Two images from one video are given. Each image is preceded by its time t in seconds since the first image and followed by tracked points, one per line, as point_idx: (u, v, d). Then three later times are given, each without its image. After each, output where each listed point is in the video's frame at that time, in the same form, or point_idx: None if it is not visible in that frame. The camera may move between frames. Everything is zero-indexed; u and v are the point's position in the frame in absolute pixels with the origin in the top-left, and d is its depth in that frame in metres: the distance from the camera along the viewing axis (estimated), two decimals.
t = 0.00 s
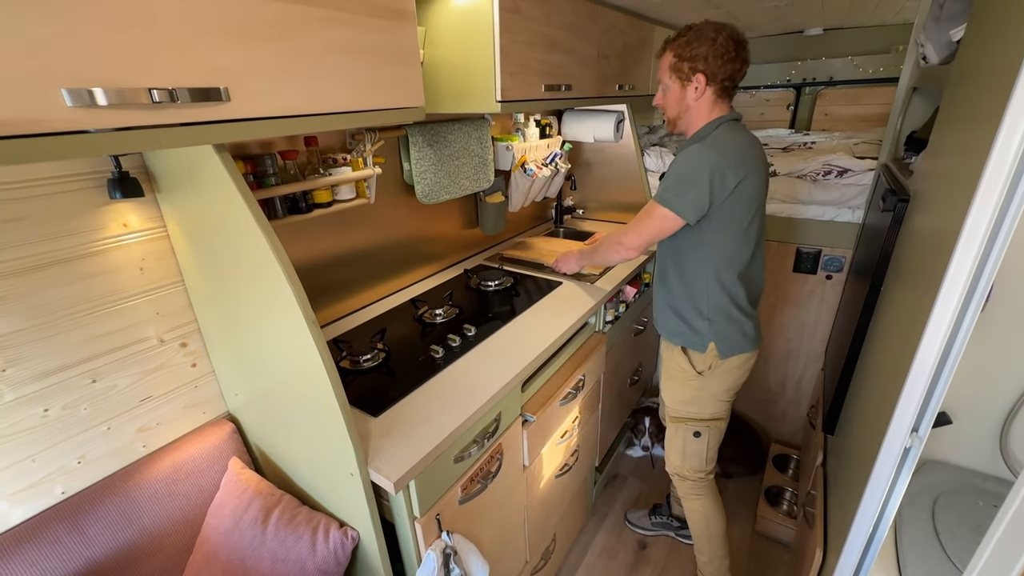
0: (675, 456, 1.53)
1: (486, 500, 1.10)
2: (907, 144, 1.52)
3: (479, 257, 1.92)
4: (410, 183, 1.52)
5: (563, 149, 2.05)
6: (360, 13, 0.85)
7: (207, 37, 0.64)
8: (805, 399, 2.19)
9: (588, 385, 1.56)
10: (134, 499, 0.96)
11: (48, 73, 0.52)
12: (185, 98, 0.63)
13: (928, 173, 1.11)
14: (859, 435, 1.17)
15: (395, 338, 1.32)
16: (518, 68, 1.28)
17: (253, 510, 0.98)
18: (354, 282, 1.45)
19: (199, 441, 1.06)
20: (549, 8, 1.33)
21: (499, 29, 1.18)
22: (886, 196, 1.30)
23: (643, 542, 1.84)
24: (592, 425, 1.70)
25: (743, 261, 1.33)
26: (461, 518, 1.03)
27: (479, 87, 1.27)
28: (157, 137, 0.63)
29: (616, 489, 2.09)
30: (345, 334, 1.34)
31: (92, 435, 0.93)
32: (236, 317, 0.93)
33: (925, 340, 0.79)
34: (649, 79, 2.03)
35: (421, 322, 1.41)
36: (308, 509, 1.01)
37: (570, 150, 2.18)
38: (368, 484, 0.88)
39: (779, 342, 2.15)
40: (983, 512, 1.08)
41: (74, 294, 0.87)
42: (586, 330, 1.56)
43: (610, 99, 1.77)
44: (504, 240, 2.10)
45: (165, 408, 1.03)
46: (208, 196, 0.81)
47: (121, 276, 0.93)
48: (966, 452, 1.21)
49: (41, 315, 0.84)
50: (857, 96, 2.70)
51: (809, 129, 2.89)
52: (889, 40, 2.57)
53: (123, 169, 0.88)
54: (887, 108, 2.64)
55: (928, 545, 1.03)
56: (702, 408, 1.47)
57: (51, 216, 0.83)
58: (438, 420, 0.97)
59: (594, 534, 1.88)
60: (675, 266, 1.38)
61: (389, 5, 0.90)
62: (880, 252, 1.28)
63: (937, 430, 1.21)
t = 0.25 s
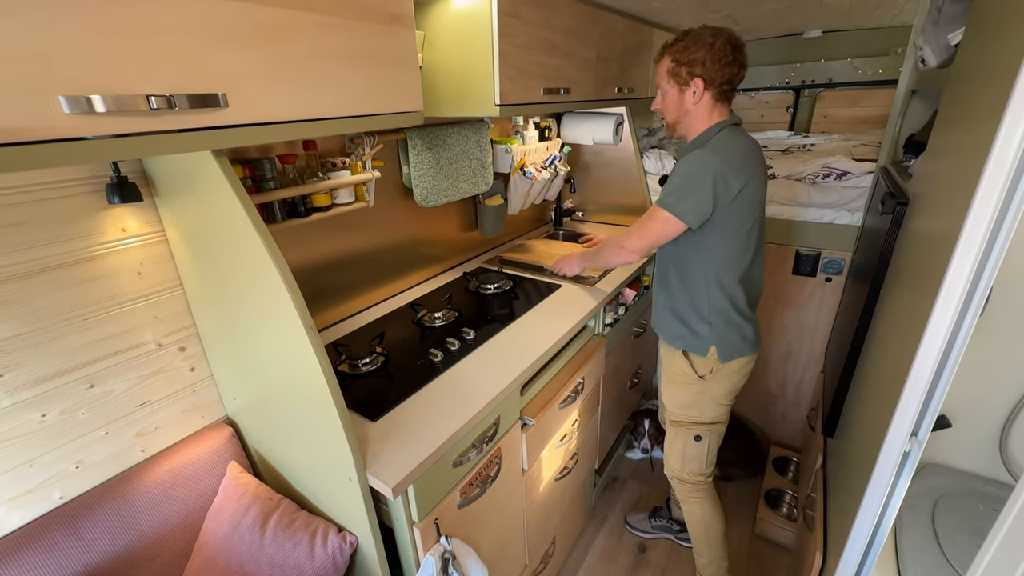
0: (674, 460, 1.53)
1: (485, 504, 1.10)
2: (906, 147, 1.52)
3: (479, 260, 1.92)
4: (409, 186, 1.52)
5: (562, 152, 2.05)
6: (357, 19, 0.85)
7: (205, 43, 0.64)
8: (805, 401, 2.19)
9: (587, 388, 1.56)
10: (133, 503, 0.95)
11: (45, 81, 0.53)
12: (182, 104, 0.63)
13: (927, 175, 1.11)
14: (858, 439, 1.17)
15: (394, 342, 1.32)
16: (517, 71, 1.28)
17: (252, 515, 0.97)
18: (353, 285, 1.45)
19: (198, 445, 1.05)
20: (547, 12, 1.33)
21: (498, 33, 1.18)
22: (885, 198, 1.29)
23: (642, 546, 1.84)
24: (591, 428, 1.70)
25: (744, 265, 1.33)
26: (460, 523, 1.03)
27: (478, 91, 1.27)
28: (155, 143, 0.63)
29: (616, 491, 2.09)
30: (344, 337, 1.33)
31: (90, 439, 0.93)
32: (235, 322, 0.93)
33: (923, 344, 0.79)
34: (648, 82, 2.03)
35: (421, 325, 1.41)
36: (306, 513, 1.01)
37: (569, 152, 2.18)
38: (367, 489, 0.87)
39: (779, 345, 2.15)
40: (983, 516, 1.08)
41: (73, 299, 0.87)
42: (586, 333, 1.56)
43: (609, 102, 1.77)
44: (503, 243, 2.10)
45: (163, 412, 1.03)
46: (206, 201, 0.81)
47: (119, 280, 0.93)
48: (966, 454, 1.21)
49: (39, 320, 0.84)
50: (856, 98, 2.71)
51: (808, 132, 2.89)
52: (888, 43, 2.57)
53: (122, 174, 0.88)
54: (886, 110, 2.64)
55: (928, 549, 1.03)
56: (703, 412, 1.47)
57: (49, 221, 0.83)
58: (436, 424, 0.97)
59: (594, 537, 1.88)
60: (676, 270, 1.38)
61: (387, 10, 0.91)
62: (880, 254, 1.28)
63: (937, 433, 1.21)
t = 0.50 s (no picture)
0: (669, 463, 1.52)
1: (484, 508, 1.10)
2: (906, 149, 1.51)
3: (478, 263, 1.92)
4: (408, 189, 1.52)
5: (561, 154, 2.04)
6: (356, 21, 0.85)
7: (203, 46, 0.64)
8: (805, 403, 2.19)
9: (587, 391, 1.55)
10: (130, 508, 0.95)
11: (42, 85, 0.52)
12: (180, 108, 0.63)
13: (927, 178, 1.11)
14: (859, 442, 1.16)
15: (392, 345, 1.31)
16: (516, 74, 1.28)
17: (249, 519, 0.97)
18: (352, 287, 1.45)
19: (196, 449, 1.05)
20: (547, 14, 1.33)
21: (497, 36, 1.18)
22: (885, 201, 1.29)
23: (642, 549, 1.83)
24: (591, 430, 1.69)
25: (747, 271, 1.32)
26: (459, 527, 1.02)
27: (478, 93, 1.26)
28: (152, 147, 0.63)
29: (616, 494, 2.08)
30: (343, 340, 1.33)
31: (87, 444, 0.92)
32: (233, 327, 0.93)
33: (925, 347, 0.79)
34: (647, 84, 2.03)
35: (420, 328, 1.40)
36: (304, 518, 1.00)
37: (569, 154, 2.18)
38: (364, 493, 0.87)
39: (779, 347, 2.14)
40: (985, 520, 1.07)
41: (70, 302, 0.87)
42: (585, 336, 1.56)
43: (609, 104, 1.77)
44: (502, 245, 2.09)
45: (161, 416, 1.02)
46: (204, 204, 0.81)
47: (117, 284, 0.92)
48: (966, 458, 1.20)
49: (36, 323, 0.84)
50: (854, 100, 2.70)
51: (808, 134, 2.89)
52: (887, 45, 2.57)
53: (120, 177, 0.88)
54: (885, 112, 2.64)
55: (929, 553, 1.02)
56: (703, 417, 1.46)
57: (47, 225, 0.83)
58: (435, 428, 0.97)
59: (593, 540, 1.87)
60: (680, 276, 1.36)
61: (386, 13, 0.90)
62: (879, 256, 1.28)
63: (938, 436, 1.21)
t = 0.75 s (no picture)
0: (679, 472, 1.51)
1: (483, 511, 1.10)
2: (904, 151, 1.52)
3: (477, 265, 1.92)
4: (406, 191, 1.52)
5: (559, 156, 2.02)
6: (353, 24, 0.85)
7: (200, 50, 0.64)
8: (805, 405, 2.18)
9: (586, 393, 1.55)
10: (127, 511, 0.95)
11: (38, 89, 0.52)
12: (176, 112, 0.63)
13: (925, 179, 1.11)
14: (858, 445, 1.16)
15: (390, 348, 1.31)
16: (515, 77, 1.28)
17: (246, 523, 0.97)
18: (351, 290, 1.45)
19: (193, 451, 1.05)
20: (545, 17, 1.34)
21: (495, 38, 1.18)
22: (884, 203, 1.29)
23: (642, 552, 1.83)
24: (590, 432, 1.69)
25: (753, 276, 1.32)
26: (457, 531, 1.02)
27: (476, 96, 1.27)
28: (149, 151, 0.63)
29: (616, 497, 2.08)
30: (341, 343, 1.33)
31: (84, 447, 0.92)
32: (231, 330, 0.93)
33: (923, 350, 0.79)
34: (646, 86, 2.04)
35: (418, 330, 1.40)
36: (302, 521, 1.00)
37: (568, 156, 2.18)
38: (362, 497, 0.87)
39: (778, 349, 2.14)
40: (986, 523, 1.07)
41: (67, 306, 0.87)
42: (584, 338, 1.56)
43: (607, 106, 1.77)
44: (501, 248, 2.09)
45: (158, 419, 1.02)
46: (201, 207, 0.81)
47: (115, 287, 0.92)
48: (966, 460, 1.20)
49: (33, 327, 0.83)
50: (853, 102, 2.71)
51: (807, 135, 2.90)
52: (886, 47, 2.57)
53: (117, 180, 0.88)
54: (884, 114, 2.65)
55: (930, 557, 1.02)
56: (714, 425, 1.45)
57: (44, 228, 0.83)
58: (433, 431, 0.97)
59: (593, 543, 1.86)
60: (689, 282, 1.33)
61: (383, 16, 0.91)
62: (878, 257, 1.28)
63: (938, 438, 1.20)
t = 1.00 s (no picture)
0: (700, 485, 1.50)
1: (482, 514, 1.10)
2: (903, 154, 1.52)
3: (477, 268, 1.92)
4: (406, 194, 1.52)
5: (559, 159, 2.04)
6: (351, 28, 0.85)
7: (198, 54, 0.65)
8: (805, 408, 2.18)
9: (585, 396, 1.54)
10: (124, 515, 0.94)
11: (35, 93, 0.52)
12: (174, 115, 0.63)
13: (924, 182, 1.12)
14: (858, 448, 1.16)
15: (389, 351, 1.31)
16: (514, 80, 1.28)
17: (244, 527, 0.97)
18: (350, 293, 1.45)
19: (191, 455, 1.05)
20: (544, 21, 1.34)
21: (493, 41, 1.18)
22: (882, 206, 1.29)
23: (642, 555, 1.82)
24: (589, 435, 1.69)
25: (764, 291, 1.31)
26: (456, 534, 1.02)
27: (475, 99, 1.27)
28: (146, 154, 0.63)
29: (616, 500, 2.07)
30: (340, 346, 1.33)
31: (81, 451, 0.92)
32: (229, 335, 0.92)
33: (923, 352, 0.79)
34: (645, 89, 2.04)
35: (417, 333, 1.40)
36: (300, 525, 1.00)
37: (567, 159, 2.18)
38: (360, 501, 0.87)
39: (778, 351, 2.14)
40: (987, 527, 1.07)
41: (66, 309, 0.87)
42: (584, 342, 1.56)
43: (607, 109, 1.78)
44: (500, 250, 2.09)
45: (156, 423, 1.02)
46: (199, 211, 0.81)
47: (113, 290, 0.92)
48: (966, 464, 1.20)
49: (31, 331, 0.83)
50: (852, 105, 2.73)
51: (806, 138, 2.91)
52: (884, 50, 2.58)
53: (116, 184, 0.88)
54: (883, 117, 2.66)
55: (931, 561, 1.02)
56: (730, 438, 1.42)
57: (43, 231, 0.83)
58: (431, 434, 0.97)
59: (593, 547, 1.86)
60: (700, 293, 1.33)
61: (382, 20, 0.91)
62: (878, 259, 1.28)
63: (939, 441, 1.20)
